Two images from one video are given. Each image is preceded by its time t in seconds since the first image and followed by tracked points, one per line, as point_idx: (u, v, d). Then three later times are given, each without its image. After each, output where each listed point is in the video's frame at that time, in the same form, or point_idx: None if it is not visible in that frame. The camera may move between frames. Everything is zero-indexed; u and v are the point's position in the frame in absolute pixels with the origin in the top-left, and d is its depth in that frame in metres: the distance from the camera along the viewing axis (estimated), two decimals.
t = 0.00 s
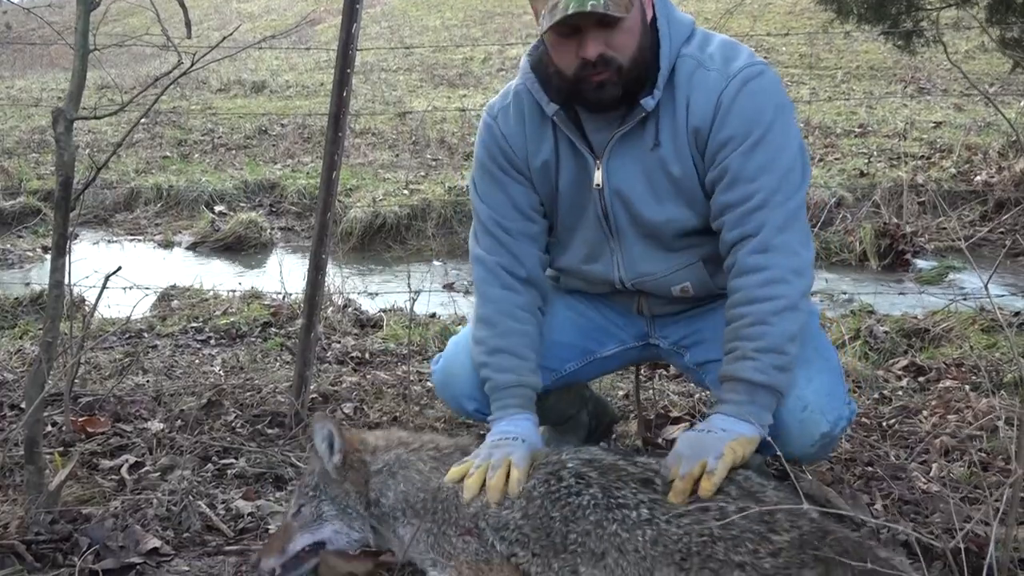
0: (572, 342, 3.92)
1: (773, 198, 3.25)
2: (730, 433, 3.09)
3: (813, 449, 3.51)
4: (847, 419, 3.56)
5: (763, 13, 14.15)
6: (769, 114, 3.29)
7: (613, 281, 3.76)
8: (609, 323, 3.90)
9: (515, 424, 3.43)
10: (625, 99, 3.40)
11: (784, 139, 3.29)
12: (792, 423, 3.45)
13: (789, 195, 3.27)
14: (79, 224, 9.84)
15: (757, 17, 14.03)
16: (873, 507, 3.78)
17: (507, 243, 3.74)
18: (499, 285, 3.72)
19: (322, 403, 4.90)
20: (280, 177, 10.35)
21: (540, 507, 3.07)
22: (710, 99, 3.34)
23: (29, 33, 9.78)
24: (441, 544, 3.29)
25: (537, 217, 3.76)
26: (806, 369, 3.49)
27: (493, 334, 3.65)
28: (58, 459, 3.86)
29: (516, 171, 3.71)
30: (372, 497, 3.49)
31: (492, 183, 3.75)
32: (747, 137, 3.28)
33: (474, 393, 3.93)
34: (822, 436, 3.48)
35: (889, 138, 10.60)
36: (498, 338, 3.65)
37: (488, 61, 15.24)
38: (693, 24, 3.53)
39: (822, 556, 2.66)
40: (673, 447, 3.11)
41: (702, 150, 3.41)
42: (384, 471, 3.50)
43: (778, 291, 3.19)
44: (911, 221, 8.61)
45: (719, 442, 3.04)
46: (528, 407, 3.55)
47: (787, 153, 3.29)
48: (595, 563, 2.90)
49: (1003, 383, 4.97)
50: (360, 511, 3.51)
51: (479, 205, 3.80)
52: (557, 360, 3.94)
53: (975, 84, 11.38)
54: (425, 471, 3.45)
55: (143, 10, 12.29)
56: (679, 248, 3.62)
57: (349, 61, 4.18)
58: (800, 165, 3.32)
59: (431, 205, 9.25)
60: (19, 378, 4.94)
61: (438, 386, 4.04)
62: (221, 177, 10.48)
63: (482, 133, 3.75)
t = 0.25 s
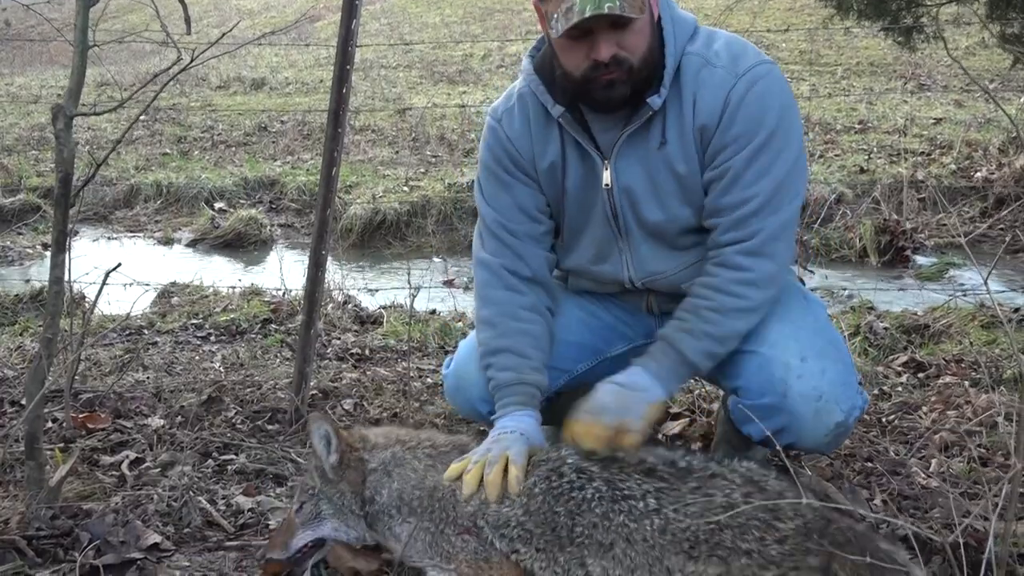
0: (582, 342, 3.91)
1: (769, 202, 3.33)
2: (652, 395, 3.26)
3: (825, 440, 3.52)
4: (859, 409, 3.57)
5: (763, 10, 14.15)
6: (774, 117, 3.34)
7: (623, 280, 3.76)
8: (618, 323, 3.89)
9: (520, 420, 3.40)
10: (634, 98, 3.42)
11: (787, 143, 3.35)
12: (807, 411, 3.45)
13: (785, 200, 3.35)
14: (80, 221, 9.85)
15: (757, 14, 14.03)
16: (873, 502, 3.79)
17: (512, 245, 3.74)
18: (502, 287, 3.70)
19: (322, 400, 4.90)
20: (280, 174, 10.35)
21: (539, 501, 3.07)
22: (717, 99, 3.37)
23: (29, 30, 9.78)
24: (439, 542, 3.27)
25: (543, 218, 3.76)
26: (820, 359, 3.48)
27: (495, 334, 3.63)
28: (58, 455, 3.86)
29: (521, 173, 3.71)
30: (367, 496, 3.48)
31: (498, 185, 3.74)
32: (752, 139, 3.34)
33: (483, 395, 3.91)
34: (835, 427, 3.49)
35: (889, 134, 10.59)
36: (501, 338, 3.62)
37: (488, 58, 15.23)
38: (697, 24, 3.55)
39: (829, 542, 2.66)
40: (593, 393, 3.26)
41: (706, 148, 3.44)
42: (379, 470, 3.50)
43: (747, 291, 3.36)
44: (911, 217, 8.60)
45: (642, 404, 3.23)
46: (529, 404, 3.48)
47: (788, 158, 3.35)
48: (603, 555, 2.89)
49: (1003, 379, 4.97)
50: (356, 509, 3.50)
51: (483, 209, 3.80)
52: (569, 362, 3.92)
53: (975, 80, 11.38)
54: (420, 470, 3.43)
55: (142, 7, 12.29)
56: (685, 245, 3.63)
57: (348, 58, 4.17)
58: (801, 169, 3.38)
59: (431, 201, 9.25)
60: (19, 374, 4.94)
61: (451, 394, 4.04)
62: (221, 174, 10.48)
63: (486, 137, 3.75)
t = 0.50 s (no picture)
0: (581, 337, 3.88)
1: (751, 206, 3.31)
2: (648, 417, 3.20)
3: (832, 435, 3.48)
4: (864, 405, 3.56)
5: (763, 7, 14.13)
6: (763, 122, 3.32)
7: (623, 275, 3.74)
8: (619, 319, 3.87)
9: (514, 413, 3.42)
10: (637, 94, 3.43)
11: (775, 148, 3.33)
12: (812, 404, 3.42)
13: (769, 203, 3.33)
14: (80, 219, 9.84)
15: (757, 11, 14.01)
16: (873, 501, 3.79)
17: (514, 235, 3.73)
18: (502, 278, 3.71)
19: (322, 398, 4.90)
20: (280, 172, 10.34)
21: (541, 495, 3.08)
22: (710, 98, 3.36)
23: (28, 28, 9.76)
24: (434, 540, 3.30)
25: (545, 212, 3.75)
26: (825, 354, 3.47)
27: (496, 325, 3.65)
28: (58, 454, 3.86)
29: (524, 166, 3.70)
30: (361, 501, 3.51)
31: (501, 178, 3.74)
32: (738, 142, 3.32)
33: (483, 386, 3.90)
34: (841, 420, 3.45)
35: (889, 132, 10.58)
36: (501, 329, 3.64)
37: (487, 56, 15.21)
38: (699, 23, 3.55)
39: (824, 517, 2.75)
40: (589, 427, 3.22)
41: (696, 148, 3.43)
42: (371, 474, 3.52)
43: (731, 300, 3.31)
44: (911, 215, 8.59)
45: (636, 426, 3.17)
46: (524, 398, 3.52)
47: (774, 164, 3.32)
48: (608, 540, 2.91)
49: (1002, 377, 4.97)
50: (350, 515, 3.52)
51: (487, 200, 3.81)
52: (568, 355, 3.90)
53: (975, 78, 11.36)
54: (413, 470, 3.46)
55: (142, 6, 12.27)
56: (681, 244, 3.62)
57: (348, 55, 4.17)
58: (788, 176, 3.35)
59: (431, 200, 9.24)
60: (20, 373, 4.94)
61: (448, 383, 4.03)
62: (221, 172, 10.48)
63: (491, 129, 3.75)
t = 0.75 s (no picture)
0: (583, 339, 3.87)
1: (783, 195, 3.37)
2: (711, 412, 3.22)
3: (842, 440, 3.52)
4: (875, 409, 3.58)
5: (763, 7, 14.14)
6: (775, 111, 3.37)
7: (624, 274, 3.73)
8: (619, 321, 3.87)
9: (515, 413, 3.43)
10: (620, 91, 3.43)
11: (790, 136, 3.39)
12: (825, 411, 3.45)
13: (799, 191, 3.40)
14: (78, 219, 9.84)
15: (757, 12, 14.02)
16: (871, 501, 3.79)
17: (512, 237, 3.75)
18: (501, 279, 3.72)
19: (321, 398, 4.89)
20: (279, 172, 10.33)
21: (541, 495, 3.09)
22: (718, 93, 3.39)
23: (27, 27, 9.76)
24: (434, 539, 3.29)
25: (543, 212, 3.76)
26: (835, 360, 3.49)
27: (494, 325, 3.65)
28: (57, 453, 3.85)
29: (523, 166, 3.72)
30: (361, 499, 3.50)
31: (500, 179, 3.76)
32: (756, 134, 3.36)
33: (482, 389, 3.90)
34: (852, 427, 3.49)
35: (888, 133, 10.58)
36: (499, 329, 3.65)
37: (487, 55, 15.21)
38: (696, 20, 3.57)
39: (825, 517, 2.74)
40: (652, 419, 3.22)
41: (708, 143, 3.46)
42: (371, 473, 3.52)
43: (777, 286, 3.36)
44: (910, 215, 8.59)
45: (702, 423, 3.18)
46: (524, 397, 3.53)
47: (793, 152, 3.39)
48: (611, 538, 2.90)
49: (1001, 377, 4.97)
50: (349, 513, 3.52)
51: (485, 202, 3.82)
52: (567, 359, 3.88)
53: (974, 79, 11.36)
54: (413, 469, 3.45)
55: (141, 5, 12.26)
56: (686, 241, 3.62)
57: (346, 56, 4.17)
58: (806, 163, 3.43)
59: (430, 199, 9.24)
60: (18, 372, 4.94)
61: (447, 388, 4.02)
62: (219, 171, 10.47)
63: (488, 130, 3.77)
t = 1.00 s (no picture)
0: (582, 342, 3.88)
1: (774, 205, 3.33)
2: (706, 422, 3.18)
3: (829, 451, 3.52)
4: (864, 421, 3.58)
5: (762, 9, 14.17)
6: (771, 119, 3.34)
7: (620, 278, 3.74)
8: (618, 323, 3.87)
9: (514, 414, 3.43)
10: (602, 97, 3.42)
11: (786, 145, 3.36)
12: (811, 424, 3.46)
13: (790, 202, 3.36)
14: (78, 221, 9.84)
15: (755, 14, 14.05)
16: (870, 503, 3.79)
17: (511, 239, 3.74)
18: (502, 280, 3.72)
19: (320, 400, 4.90)
20: (278, 174, 10.34)
21: (540, 498, 3.09)
22: (713, 101, 3.37)
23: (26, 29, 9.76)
24: (433, 541, 3.30)
25: (543, 215, 3.75)
26: (825, 372, 3.48)
27: (495, 327, 3.65)
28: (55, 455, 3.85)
29: (523, 170, 3.71)
30: (360, 501, 3.51)
31: (500, 182, 3.74)
32: (751, 143, 3.34)
33: (482, 390, 3.91)
34: (840, 439, 3.49)
35: (887, 134, 10.59)
36: (499, 331, 3.65)
37: (486, 57, 15.23)
38: (696, 24, 3.53)
39: (824, 521, 2.74)
40: (648, 423, 3.18)
41: (703, 151, 3.44)
42: (370, 475, 3.52)
43: (770, 299, 3.33)
44: (910, 217, 8.61)
45: (698, 429, 3.13)
46: (526, 399, 3.53)
47: (789, 160, 3.36)
48: (610, 540, 2.92)
49: (1000, 379, 4.98)
50: (349, 515, 3.52)
51: (486, 204, 3.81)
52: (568, 360, 3.90)
53: (973, 81, 11.39)
54: (413, 471, 3.46)
55: (141, 7, 12.27)
56: (682, 247, 3.62)
57: (345, 58, 4.17)
58: (803, 171, 3.40)
59: (430, 202, 9.24)
60: (17, 375, 4.93)
61: (447, 388, 4.03)
62: (219, 173, 10.48)
63: (488, 133, 3.75)
